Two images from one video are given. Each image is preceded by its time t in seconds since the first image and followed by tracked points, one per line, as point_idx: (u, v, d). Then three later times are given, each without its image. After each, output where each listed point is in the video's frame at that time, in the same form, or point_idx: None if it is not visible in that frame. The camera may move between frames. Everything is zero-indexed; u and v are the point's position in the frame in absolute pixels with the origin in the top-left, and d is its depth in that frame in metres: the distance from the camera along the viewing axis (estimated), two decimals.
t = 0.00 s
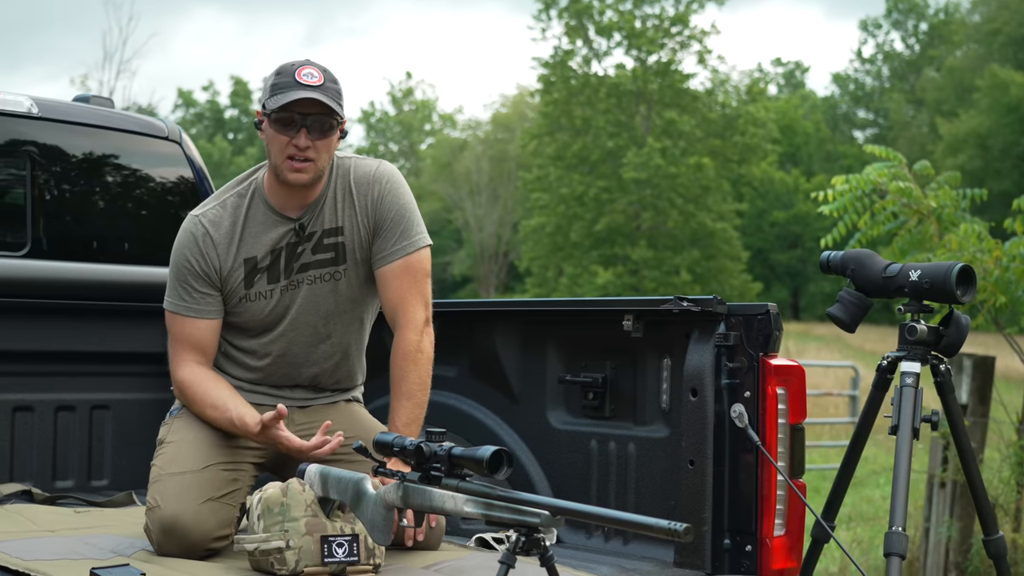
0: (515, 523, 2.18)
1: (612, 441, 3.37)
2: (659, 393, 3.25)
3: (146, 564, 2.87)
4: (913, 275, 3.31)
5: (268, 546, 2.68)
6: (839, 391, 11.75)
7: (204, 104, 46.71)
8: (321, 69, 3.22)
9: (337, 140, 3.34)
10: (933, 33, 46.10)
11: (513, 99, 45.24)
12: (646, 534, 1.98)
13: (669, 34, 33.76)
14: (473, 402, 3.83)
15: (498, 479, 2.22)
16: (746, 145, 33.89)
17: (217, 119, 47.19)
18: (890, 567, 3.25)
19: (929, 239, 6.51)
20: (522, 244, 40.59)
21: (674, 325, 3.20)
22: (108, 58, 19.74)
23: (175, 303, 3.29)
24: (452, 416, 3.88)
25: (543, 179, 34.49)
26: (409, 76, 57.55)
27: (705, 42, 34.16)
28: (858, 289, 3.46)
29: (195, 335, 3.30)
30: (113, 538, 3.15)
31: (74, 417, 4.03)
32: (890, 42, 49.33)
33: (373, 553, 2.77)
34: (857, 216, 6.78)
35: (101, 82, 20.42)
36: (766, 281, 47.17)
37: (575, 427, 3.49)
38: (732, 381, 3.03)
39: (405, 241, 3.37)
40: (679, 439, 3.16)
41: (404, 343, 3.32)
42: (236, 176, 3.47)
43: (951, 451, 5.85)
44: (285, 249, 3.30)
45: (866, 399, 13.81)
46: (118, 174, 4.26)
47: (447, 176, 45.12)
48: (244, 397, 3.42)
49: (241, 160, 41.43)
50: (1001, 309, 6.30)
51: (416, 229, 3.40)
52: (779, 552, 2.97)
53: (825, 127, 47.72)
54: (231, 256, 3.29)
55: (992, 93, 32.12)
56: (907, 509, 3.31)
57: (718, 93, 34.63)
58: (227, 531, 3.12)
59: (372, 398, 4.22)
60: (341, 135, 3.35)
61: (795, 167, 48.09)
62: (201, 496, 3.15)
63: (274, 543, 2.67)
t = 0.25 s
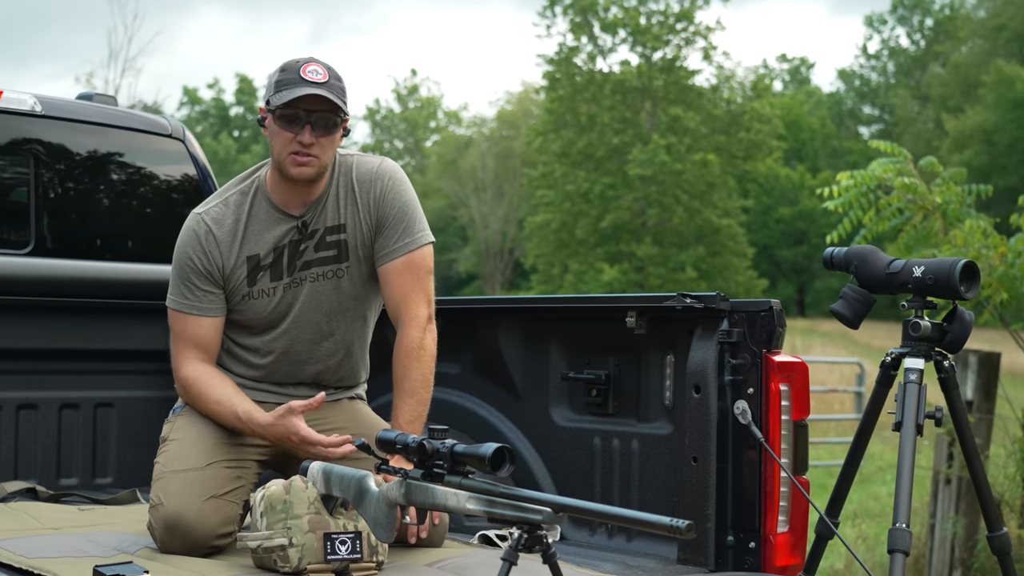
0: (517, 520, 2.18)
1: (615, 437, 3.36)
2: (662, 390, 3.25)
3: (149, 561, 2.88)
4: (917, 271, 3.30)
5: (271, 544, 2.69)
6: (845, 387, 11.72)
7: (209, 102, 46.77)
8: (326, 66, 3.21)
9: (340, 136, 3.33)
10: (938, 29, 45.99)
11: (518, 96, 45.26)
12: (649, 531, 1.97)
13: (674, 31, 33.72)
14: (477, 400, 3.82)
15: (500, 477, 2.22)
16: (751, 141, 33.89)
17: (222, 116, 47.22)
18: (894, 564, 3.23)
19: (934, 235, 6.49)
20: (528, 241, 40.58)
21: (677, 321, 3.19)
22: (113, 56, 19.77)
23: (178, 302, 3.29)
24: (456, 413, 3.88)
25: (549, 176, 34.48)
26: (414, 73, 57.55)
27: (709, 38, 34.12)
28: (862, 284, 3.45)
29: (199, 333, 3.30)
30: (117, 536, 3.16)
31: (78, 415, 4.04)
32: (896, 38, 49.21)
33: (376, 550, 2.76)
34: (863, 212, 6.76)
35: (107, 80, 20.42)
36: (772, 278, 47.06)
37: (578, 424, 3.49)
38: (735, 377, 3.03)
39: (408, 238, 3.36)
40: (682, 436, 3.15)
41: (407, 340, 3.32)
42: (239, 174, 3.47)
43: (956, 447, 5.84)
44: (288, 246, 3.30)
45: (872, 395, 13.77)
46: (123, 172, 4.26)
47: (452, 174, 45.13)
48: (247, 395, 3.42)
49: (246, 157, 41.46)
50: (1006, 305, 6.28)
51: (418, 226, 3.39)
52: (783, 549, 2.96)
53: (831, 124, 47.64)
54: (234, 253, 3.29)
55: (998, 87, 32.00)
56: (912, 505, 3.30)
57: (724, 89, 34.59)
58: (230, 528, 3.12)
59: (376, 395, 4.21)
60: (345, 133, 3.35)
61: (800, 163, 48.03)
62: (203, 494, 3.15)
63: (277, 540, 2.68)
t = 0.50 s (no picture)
0: (518, 519, 2.18)
1: (618, 437, 3.36)
2: (665, 389, 3.25)
3: (151, 560, 2.88)
4: (920, 270, 3.30)
5: (273, 542, 2.69)
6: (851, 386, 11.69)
7: (214, 100, 46.83)
8: (327, 61, 3.22)
9: (342, 132, 3.34)
10: (944, 27, 45.88)
11: (523, 95, 45.27)
12: (649, 531, 1.97)
13: (680, 29, 33.67)
14: (480, 398, 3.82)
15: (502, 475, 2.22)
16: (757, 140, 33.89)
17: (228, 114, 47.27)
18: (897, 564, 3.22)
19: (940, 234, 6.48)
20: (533, 239, 40.57)
21: (680, 320, 3.19)
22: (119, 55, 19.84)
23: (181, 299, 3.30)
24: (459, 412, 3.88)
25: (554, 174, 34.49)
26: (419, 71, 57.57)
27: (715, 36, 34.07)
28: (865, 283, 3.45)
29: (202, 331, 3.31)
30: (119, 535, 3.16)
31: (81, 413, 4.04)
32: (901, 36, 49.09)
33: (379, 549, 2.75)
34: (868, 211, 6.75)
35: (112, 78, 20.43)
36: (777, 276, 46.98)
37: (582, 423, 3.48)
38: (738, 376, 3.02)
39: (410, 236, 3.36)
40: (685, 435, 3.14)
41: (410, 338, 3.32)
42: (242, 171, 3.48)
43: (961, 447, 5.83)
44: (290, 245, 3.30)
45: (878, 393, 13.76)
46: (127, 170, 4.27)
47: (457, 172, 45.18)
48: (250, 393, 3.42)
49: (252, 156, 41.50)
50: (1011, 304, 6.26)
51: (420, 225, 3.39)
52: (786, 548, 2.96)
53: (836, 122, 47.57)
54: (236, 251, 3.29)
55: (1004, 86, 31.86)
56: (914, 505, 3.30)
57: (729, 87, 34.53)
58: (233, 527, 3.12)
59: (379, 394, 4.21)
60: (346, 130, 3.35)
61: (806, 162, 47.98)
62: (206, 493, 3.15)
63: (279, 539, 2.68)
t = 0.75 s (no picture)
0: (518, 519, 2.17)
1: (620, 436, 3.35)
2: (666, 389, 3.24)
3: (152, 560, 2.88)
4: (921, 270, 3.29)
5: (273, 542, 2.69)
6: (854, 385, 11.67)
7: (218, 99, 46.87)
8: (318, 58, 3.22)
9: (338, 130, 3.33)
10: (948, 25, 45.80)
11: (527, 94, 45.26)
12: (650, 531, 1.96)
13: (683, 28, 33.63)
14: (481, 398, 3.82)
15: (501, 475, 2.22)
16: (760, 139, 33.83)
17: (232, 114, 47.29)
18: (898, 564, 3.22)
19: (943, 233, 6.47)
20: (537, 238, 40.54)
21: (681, 320, 3.18)
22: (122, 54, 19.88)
23: (182, 299, 3.30)
24: (460, 411, 3.88)
25: (558, 173, 34.48)
26: (423, 70, 57.57)
27: (718, 35, 34.03)
28: (867, 283, 3.44)
29: (202, 331, 3.31)
30: (120, 534, 3.16)
31: (83, 413, 4.04)
32: (905, 35, 49.02)
33: (379, 548, 2.75)
34: (871, 210, 6.73)
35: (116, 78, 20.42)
36: (781, 276, 46.94)
37: (583, 422, 3.48)
38: (739, 376, 3.02)
39: (411, 236, 3.35)
40: (686, 434, 3.14)
41: (410, 338, 3.32)
42: (243, 171, 3.48)
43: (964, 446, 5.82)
44: (291, 244, 3.30)
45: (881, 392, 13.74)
46: (130, 170, 4.27)
47: (461, 171, 45.16)
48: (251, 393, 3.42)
49: (255, 155, 41.51)
50: (1014, 304, 6.25)
51: (422, 224, 3.38)
52: (787, 548, 2.96)
53: (840, 121, 47.52)
54: (236, 250, 3.29)
55: (1008, 85, 31.77)
56: (915, 504, 3.29)
57: (733, 86, 34.49)
58: (233, 527, 3.12)
59: (380, 394, 4.21)
60: (343, 127, 3.35)
61: (810, 161, 47.94)
62: (207, 493, 3.15)
63: (279, 539, 2.68)
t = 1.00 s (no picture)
0: (517, 519, 2.17)
1: (620, 437, 3.35)
2: (667, 389, 3.24)
3: (152, 560, 2.88)
4: (923, 269, 3.29)
5: (273, 543, 2.69)
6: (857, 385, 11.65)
7: (221, 100, 46.88)
8: (318, 59, 3.22)
9: (339, 130, 3.34)
10: (951, 25, 45.73)
11: (530, 94, 45.28)
12: (648, 530, 1.96)
13: (686, 28, 33.62)
14: (482, 398, 3.81)
15: (500, 476, 2.21)
16: (763, 139, 33.79)
17: (235, 115, 47.31)
18: (898, 564, 3.22)
19: (945, 233, 6.47)
20: (540, 239, 40.58)
21: (681, 320, 3.18)
22: (126, 55, 19.93)
23: (184, 300, 3.29)
24: (461, 412, 3.87)
25: (560, 174, 34.49)
26: (426, 71, 57.61)
27: (721, 36, 34.00)
28: (868, 283, 3.43)
29: (204, 334, 3.30)
30: (120, 535, 3.17)
31: (84, 414, 4.04)
32: (909, 34, 48.94)
33: (379, 550, 2.75)
34: (873, 210, 6.73)
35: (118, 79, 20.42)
36: (784, 275, 46.92)
37: (583, 422, 3.48)
38: (739, 376, 3.01)
39: (411, 236, 3.35)
40: (687, 435, 3.14)
41: (411, 338, 3.31)
42: (244, 172, 3.48)
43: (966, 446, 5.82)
44: (292, 245, 3.29)
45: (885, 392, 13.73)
46: (132, 171, 4.27)
47: (463, 172, 45.16)
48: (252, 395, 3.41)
49: (258, 156, 41.53)
50: (1016, 304, 6.24)
51: (422, 224, 3.38)
52: (788, 548, 2.96)
53: (843, 121, 47.48)
54: (237, 251, 3.29)
55: (1011, 85, 31.70)
56: (916, 505, 3.29)
57: (736, 86, 34.45)
58: (234, 528, 3.12)
59: (381, 395, 4.20)
60: (343, 128, 3.35)
61: (812, 161, 47.94)
62: (207, 494, 3.15)
63: (279, 540, 2.68)
